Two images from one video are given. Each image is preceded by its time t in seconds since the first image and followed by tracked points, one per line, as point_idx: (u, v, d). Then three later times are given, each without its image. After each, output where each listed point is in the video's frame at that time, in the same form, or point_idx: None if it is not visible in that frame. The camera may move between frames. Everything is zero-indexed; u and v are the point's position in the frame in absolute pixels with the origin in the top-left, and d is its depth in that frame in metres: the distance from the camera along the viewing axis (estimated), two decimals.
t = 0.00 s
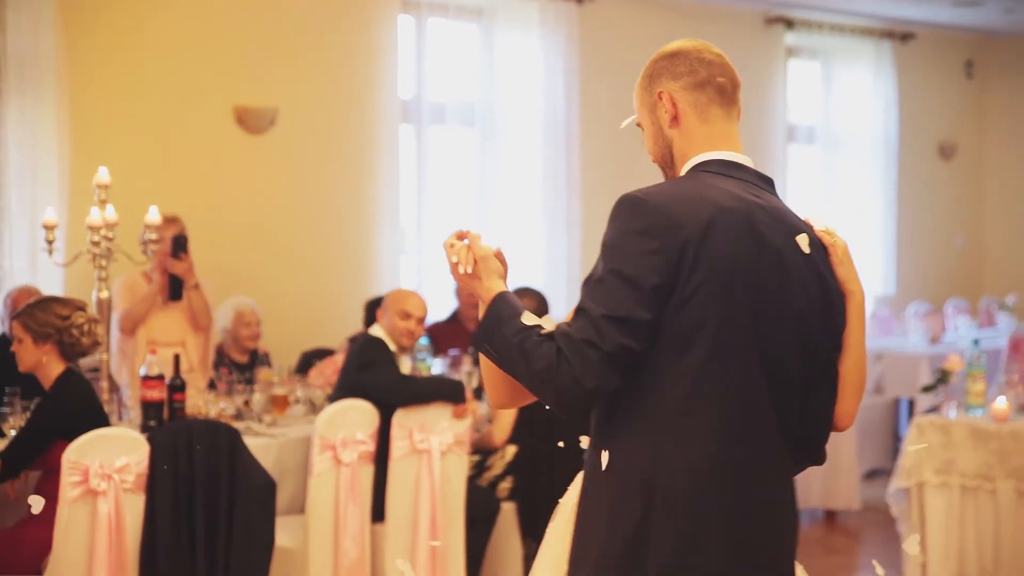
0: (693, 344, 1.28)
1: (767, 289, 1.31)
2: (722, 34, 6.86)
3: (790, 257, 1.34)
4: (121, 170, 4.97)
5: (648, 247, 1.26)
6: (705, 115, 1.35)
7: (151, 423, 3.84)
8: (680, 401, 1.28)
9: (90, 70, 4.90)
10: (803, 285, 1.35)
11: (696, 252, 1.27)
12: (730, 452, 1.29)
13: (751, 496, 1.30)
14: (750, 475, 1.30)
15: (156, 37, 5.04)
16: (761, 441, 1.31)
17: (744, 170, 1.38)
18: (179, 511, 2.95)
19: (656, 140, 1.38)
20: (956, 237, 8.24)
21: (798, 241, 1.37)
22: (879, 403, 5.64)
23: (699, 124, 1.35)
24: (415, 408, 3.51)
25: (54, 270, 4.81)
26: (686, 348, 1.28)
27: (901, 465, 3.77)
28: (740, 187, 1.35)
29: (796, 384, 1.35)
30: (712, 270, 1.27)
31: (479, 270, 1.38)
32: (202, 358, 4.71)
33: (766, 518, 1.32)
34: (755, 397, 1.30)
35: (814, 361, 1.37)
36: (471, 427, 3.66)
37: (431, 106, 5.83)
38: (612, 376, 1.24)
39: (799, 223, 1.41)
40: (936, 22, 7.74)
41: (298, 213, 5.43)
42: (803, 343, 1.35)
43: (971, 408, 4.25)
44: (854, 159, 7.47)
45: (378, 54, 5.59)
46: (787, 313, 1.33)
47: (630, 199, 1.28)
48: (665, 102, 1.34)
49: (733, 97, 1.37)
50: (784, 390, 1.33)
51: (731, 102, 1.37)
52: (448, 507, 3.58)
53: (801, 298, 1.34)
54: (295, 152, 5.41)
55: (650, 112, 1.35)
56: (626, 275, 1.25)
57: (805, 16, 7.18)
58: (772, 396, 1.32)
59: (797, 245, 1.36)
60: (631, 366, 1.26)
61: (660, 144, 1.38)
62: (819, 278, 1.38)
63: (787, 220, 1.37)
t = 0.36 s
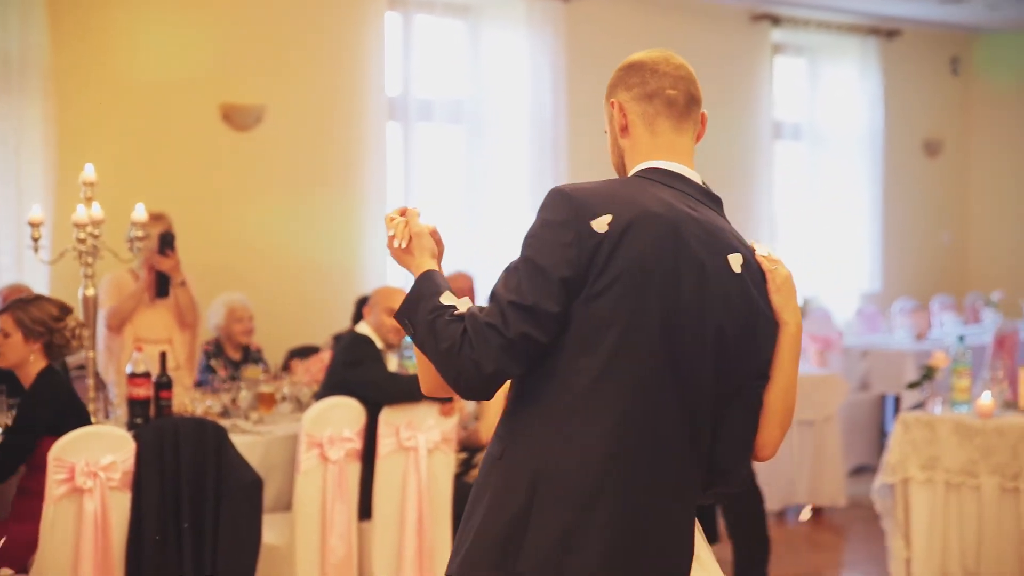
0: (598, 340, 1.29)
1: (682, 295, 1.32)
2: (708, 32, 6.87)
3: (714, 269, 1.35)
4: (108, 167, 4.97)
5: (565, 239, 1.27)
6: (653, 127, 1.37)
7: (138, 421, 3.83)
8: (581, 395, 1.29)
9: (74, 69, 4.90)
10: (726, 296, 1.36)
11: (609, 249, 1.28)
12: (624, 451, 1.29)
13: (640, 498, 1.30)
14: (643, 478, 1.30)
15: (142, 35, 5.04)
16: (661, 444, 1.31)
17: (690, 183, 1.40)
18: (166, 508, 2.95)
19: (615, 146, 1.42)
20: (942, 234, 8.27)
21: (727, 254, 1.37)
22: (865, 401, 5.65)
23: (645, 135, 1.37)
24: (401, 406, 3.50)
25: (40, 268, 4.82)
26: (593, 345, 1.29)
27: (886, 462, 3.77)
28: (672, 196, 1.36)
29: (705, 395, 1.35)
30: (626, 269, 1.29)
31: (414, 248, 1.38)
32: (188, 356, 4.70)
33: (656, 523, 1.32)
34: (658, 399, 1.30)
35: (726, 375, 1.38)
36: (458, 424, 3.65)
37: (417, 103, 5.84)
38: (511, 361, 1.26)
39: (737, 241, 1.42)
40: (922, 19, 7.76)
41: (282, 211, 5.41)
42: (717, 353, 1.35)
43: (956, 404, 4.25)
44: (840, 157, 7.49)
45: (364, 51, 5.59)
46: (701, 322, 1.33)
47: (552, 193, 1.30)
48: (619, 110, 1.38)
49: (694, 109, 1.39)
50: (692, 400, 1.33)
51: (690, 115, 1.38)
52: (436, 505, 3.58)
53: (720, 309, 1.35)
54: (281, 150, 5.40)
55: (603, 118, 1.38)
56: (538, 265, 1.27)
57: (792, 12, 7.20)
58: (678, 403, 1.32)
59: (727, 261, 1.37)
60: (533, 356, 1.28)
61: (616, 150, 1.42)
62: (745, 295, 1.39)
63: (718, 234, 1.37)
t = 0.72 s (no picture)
0: (571, 341, 1.35)
1: (647, 288, 1.38)
2: (694, 37, 6.90)
3: (677, 257, 1.40)
4: (97, 170, 4.97)
5: (518, 247, 1.34)
6: (603, 118, 1.45)
7: (125, 423, 3.84)
8: (561, 397, 1.36)
9: (64, 72, 4.90)
10: (693, 281, 1.41)
11: (566, 252, 1.35)
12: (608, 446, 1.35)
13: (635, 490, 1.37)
14: (630, 468, 1.37)
15: (131, 38, 5.05)
16: (644, 435, 1.38)
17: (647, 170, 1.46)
18: (153, 510, 2.96)
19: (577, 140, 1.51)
20: (928, 238, 8.31)
21: (690, 238, 1.43)
22: (850, 404, 5.68)
23: (597, 125, 1.46)
24: (387, 409, 3.52)
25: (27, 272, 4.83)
26: (564, 346, 1.35)
27: (870, 464, 3.79)
28: (628, 187, 1.42)
29: (686, 379, 1.40)
30: (585, 269, 1.35)
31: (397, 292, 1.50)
32: (175, 358, 4.71)
33: (655, 510, 1.39)
34: (633, 391, 1.36)
35: (705, 358, 1.43)
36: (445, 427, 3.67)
37: (405, 106, 5.85)
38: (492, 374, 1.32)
39: (698, 221, 1.47)
40: (907, 23, 7.80)
41: (270, 216, 5.42)
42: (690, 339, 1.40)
43: (941, 407, 4.28)
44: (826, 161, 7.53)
45: (351, 55, 5.61)
46: (670, 313, 1.39)
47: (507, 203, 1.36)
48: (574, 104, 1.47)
49: (649, 95, 1.45)
50: (671, 386, 1.39)
51: (643, 101, 1.45)
52: (422, 507, 3.59)
53: (689, 296, 1.40)
54: (269, 153, 5.41)
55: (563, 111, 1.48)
56: (498, 276, 1.33)
57: (779, 18, 7.25)
58: (656, 392, 1.38)
59: (688, 244, 1.42)
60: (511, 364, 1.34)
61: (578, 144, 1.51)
62: (712, 274, 1.43)
63: (676, 218, 1.43)
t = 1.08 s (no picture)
0: (607, 340, 1.47)
1: (671, 282, 1.49)
2: (685, 43, 6.91)
3: (695, 245, 1.51)
4: (88, 174, 4.96)
5: (538, 265, 1.47)
6: (602, 124, 1.56)
7: (116, 428, 3.83)
8: (606, 397, 1.48)
9: (55, 76, 4.89)
10: (717, 267, 1.51)
11: (583, 260, 1.47)
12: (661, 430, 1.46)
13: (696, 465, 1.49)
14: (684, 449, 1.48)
15: (123, 42, 5.04)
16: (690, 416, 1.49)
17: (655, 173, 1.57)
18: (143, 516, 2.96)
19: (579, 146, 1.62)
20: (917, 244, 8.33)
21: (704, 223, 1.53)
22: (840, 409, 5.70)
23: (595, 131, 1.56)
24: (380, 414, 3.51)
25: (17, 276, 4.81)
26: (598, 348, 1.48)
27: (860, 470, 3.81)
28: (642, 188, 1.53)
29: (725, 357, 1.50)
30: (605, 272, 1.47)
31: (473, 365, 1.70)
32: (166, 363, 4.70)
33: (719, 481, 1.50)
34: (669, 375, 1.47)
35: (746, 340, 1.53)
36: (436, 432, 3.66)
37: (396, 112, 5.86)
38: (544, 393, 1.44)
39: (713, 207, 1.57)
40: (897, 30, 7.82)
41: (265, 219, 5.43)
42: (724, 322, 1.50)
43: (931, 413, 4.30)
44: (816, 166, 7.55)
45: (343, 60, 5.61)
46: (698, 299, 1.49)
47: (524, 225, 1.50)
48: (575, 114, 1.59)
49: (644, 98, 1.56)
50: (710, 365, 1.50)
51: (637, 103, 1.55)
52: (413, 512, 3.59)
53: (714, 282, 1.50)
54: (261, 157, 5.42)
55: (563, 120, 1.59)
56: (523, 296, 1.47)
57: (770, 24, 7.27)
58: (691, 372, 1.49)
59: (704, 230, 1.53)
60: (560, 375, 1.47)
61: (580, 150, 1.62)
62: (732, 252, 1.53)
63: (689, 209, 1.54)
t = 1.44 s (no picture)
0: (613, 346, 1.57)
1: (684, 290, 1.55)
2: (682, 47, 6.90)
3: (710, 251, 1.56)
4: (84, 174, 4.95)
5: (549, 274, 1.59)
6: (634, 129, 1.64)
7: (109, 431, 3.81)
8: (617, 400, 1.58)
9: (51, 77, 4.88)
10: (737, 272, 1.55)
11: (595, 269, 1.57)
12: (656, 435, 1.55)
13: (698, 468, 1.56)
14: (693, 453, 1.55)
15: (120, 43, 5.03)
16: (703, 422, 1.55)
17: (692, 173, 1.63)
18: (137, 518, 2.98)
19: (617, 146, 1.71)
20: (915, 247, 8.32)
21: (727, 228, 1.57)
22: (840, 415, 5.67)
23: (627, 137, 1.65)
24: (377, 418, 3.49)
25: (12, 276, 4.81)
26: (609, 354, 1.57)
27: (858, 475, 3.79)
28: (665, 192, 1.60)
29: (734, 364, 1.55)
30: (615, 281, 1.57)
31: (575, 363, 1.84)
32: (161, 364, 4.68)
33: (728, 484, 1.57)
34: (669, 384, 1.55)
35: (768, 342, 1.56)
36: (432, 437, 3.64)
37: (393, 114, 5.84)
38: (546, 399, 1.59)
39: (743, 208, 1.60)
40: (896, 33, 7.81)
41: (263, 220, 5.43)
42: (740, 326, 1.55)
43: (928, 417, 4.29)
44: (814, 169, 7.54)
45: (340, 61, 5.60)
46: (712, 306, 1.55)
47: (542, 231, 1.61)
48: (611, 119, 1.68)
49: (675, 101, 1.62)
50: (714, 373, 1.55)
51: (665, 110, 1.62)
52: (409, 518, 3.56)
53: (732, 288, 1.55)
54: (260, 157, 5.41)
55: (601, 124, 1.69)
56: (538, 303, 1.59)
57: (768, 26, 7.27)
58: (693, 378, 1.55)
59: (730, 234, 1.57)
60: (564, 379, 1.60)
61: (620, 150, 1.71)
62: (755, 257, 1.56)
63: (714, 213, 1.58)
